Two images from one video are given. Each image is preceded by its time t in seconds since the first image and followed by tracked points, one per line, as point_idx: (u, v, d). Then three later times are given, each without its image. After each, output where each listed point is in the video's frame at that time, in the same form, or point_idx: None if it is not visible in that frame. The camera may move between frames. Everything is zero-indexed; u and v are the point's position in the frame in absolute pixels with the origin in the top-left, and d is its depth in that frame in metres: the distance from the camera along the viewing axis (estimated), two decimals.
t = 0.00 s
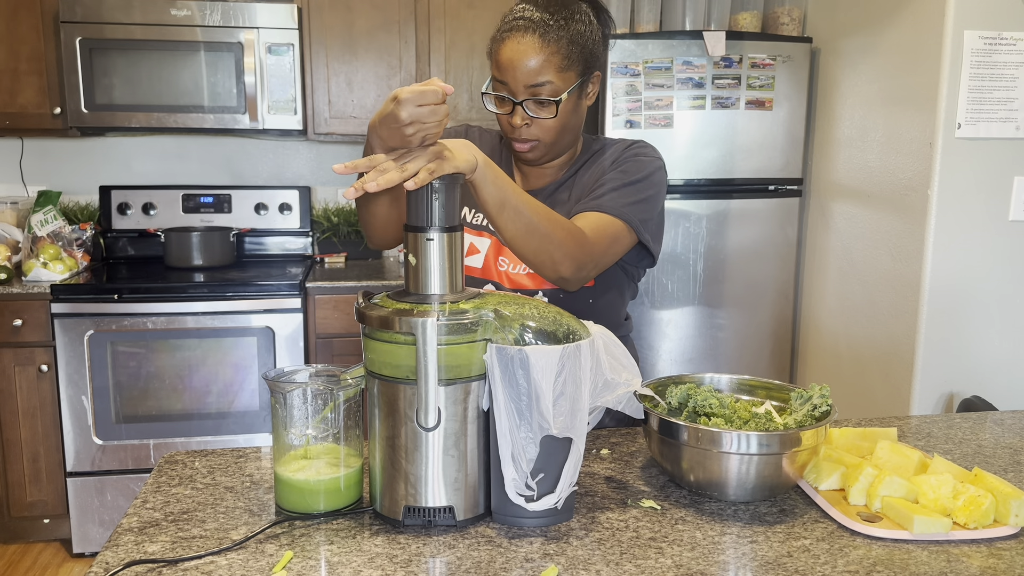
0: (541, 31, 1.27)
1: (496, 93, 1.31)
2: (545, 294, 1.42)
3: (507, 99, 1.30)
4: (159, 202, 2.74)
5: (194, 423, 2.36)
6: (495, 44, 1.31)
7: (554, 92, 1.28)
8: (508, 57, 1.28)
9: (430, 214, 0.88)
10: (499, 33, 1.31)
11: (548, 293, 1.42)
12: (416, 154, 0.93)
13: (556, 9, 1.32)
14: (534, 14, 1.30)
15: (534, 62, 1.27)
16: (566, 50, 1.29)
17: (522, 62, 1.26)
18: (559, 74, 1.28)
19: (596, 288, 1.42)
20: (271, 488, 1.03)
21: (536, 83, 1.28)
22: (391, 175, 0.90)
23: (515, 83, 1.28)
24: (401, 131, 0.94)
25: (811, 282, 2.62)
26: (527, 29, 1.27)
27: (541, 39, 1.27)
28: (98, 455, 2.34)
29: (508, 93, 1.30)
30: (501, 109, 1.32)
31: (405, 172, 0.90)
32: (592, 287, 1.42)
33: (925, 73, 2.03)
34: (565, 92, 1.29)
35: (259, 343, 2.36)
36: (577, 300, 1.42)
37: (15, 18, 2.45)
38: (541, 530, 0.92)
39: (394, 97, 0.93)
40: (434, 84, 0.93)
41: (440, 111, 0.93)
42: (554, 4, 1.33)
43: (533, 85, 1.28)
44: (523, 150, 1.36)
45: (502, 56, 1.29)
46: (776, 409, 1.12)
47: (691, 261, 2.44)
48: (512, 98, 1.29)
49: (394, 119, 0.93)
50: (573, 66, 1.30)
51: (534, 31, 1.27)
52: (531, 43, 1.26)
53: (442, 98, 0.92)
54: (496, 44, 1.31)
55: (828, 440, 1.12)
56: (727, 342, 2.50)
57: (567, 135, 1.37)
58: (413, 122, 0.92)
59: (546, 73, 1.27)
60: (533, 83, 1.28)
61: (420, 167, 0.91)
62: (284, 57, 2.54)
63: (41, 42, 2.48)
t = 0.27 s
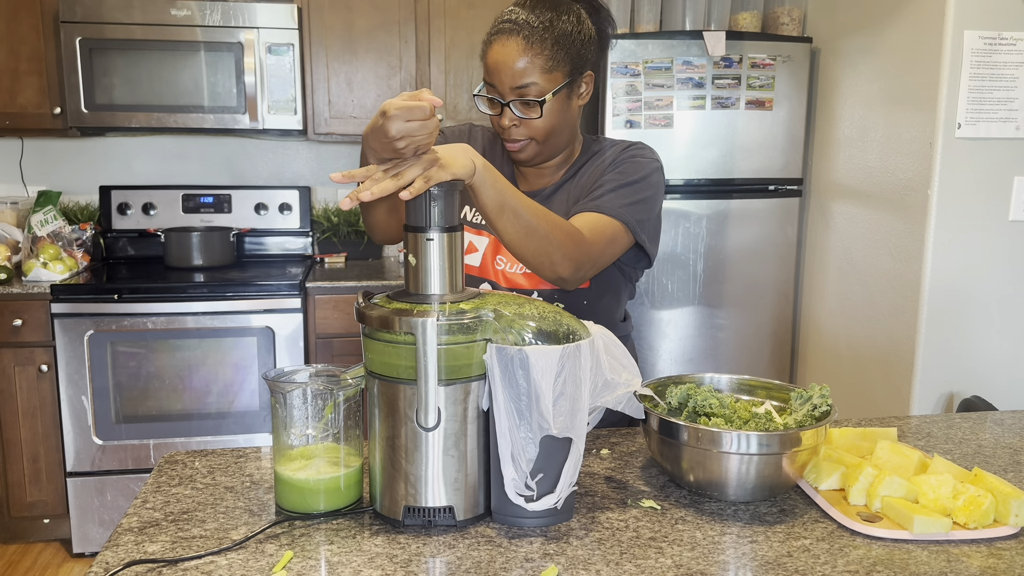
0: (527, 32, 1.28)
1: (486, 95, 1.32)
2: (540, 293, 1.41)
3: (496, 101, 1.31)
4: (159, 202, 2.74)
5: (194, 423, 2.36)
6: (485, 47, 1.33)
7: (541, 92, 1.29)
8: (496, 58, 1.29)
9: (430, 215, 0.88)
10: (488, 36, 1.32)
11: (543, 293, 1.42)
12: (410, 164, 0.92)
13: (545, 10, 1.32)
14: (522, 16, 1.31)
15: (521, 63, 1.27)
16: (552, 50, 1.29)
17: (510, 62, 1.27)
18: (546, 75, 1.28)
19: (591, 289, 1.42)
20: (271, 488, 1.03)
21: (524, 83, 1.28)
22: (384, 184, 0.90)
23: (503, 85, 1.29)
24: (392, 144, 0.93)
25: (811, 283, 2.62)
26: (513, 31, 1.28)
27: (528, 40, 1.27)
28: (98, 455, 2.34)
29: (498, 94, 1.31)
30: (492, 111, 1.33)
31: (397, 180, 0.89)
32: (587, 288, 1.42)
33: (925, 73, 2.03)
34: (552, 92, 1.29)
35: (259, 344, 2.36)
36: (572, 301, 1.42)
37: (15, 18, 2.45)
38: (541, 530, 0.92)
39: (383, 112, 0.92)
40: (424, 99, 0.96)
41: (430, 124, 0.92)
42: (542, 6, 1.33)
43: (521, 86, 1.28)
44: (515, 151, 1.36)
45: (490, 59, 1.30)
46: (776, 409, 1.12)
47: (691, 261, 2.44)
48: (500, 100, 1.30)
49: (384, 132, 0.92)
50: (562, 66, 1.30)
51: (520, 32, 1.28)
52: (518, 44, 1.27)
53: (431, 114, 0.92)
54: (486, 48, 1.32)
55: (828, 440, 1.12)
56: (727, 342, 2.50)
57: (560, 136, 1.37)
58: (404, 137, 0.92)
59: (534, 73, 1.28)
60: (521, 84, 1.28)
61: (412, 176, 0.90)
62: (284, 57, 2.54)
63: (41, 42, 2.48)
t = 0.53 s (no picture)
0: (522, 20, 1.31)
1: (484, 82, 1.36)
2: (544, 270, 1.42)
3: (493, 85, 1.34)
4: (159, 202, 2.74)
5: (194, 423, 2.36)
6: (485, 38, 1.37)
7: (536, 75, 1.31)
8: (493, 45, 1.33)
9: (430, 216, 0.88)
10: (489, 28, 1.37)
11: (547, 270, 1.42)
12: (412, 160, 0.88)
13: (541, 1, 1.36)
14: (518, 6, 1.35)
15: (516, 48, 1.30)
16: (546, 36, 1.32)
17: (505, 47, 1.31)
18: (541, 59, 1.31)
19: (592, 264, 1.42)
20: (271, 488, 1.03)
21: (519, 67, 1.31)
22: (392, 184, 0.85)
23: (499, 69, 1.32)
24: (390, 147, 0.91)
25: (811, 283, 2.62)
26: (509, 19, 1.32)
27: (523, 26, 1.31)
28: (98, 455, 2.34)
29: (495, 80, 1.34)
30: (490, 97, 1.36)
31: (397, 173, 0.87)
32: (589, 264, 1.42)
33: (925, 73, 2.03)
34: (547, 74, 1.32)
35: (259, 344, 2.36)
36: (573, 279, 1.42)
37: (15, 18, 2.45)
38: (541, 530, 0.92)
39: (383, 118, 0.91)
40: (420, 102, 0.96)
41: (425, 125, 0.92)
42: None
43: (516, 70, 1.31)
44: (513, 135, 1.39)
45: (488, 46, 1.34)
46: (776, 409, 1.12)
47: (691, 261, 2.44)
48: (497, 85, 1.33)
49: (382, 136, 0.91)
50: (556, 52, 1.33)
51: (516, 19, 1.32)
52: (513, 30, 1.31)
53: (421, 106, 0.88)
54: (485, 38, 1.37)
55: (828, 440, 1.12)
56: (726, 342, 2.50)
57: (555, 121, 1.38)
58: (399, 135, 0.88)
59: (528, 57, 1.31)
60: (516, 68, 1.31)
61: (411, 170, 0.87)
62: (284, 57, 2.54)
63: (41, 42, 2.48)
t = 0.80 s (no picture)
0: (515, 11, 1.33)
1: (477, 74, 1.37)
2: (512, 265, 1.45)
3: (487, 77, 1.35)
4: (159, 202, 2.75)
5: (194, 423, 2.36)
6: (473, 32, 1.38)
7: (530, 66, 1.34)
8: (485, 37, 1.34)
9: (431, 213, 0.88)
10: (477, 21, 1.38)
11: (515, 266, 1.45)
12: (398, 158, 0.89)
13: None
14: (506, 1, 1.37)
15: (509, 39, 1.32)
16: (538, 27, 1.34)
17: (498, 38, 1.32)
18: (534, 50, 1.34)
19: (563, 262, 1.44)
20: (271, 488, 1.03)
21: (513, 58, 1.33)
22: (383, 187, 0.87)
23: (493, 61, 1.33)
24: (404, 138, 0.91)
25: (811, 283, 2.62)
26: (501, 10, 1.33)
27: (516, 18, 1.33)
28: (98, 455, 2.34)
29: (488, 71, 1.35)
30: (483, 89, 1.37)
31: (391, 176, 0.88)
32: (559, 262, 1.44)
33: (925, 73, 2.03)
34: (541, 64, 1.34)
35: (259, 343, 2.36)
36: (543, 276, 1.44)
37: (15, 18, 2.45)
38: (541, 530, 0.92)
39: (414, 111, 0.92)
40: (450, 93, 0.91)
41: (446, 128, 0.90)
42: None
43: (511, 60, 1.33)
44: (506, 128, 1.40)
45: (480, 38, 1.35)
46: (776, 409, 1.12)
47: (691, 261, 2.44)
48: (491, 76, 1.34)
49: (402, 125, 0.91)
50: (547, 44, 1.36)
51: (508, 12, 1.34)
52: (506, 21, 1.33)
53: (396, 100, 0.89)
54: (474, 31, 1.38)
55: (828, 440, 1.12)
56: (727, 342, 2.50)
57: (547, 113, 1.41)
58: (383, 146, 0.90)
59: (522, 49, 1.33)
60: (510, 59, 1.33)
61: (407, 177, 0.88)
62: (284, 57, 2.54)
63: (41, 42, 2.48)
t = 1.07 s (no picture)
0: (503, 21, 1.27)
1: (460, 85, 1.30)
2: (516, 270, 1.41)
3: (473, 89, 1.28)
4: (159, 202, 2.74)
5: (194, 423, 2.36)
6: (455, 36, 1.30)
7: (519, 79, 1.28)
8: (471, 47, 1.27)
9: (429, 214, 0.87)
10: (458, 27, 1.30)
11: (519, 269, 1.41)
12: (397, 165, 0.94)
13: None
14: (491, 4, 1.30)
15: (497, 51, 1.26)
16: (527, 37, 1.28)
17: (486, 50, 1.25)
18: (522, 61, 1.28)
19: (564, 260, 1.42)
20: (271, 488, 1.03)
21: (502, 71, 1.27)
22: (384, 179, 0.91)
23: (481, 74, 1.27)
24: (409, 139, 0.92)
25: (811, 283, 2.62)
26: (487, 20, 1.26)
27: (504, 28, 1.26)
28: (98, 455, 2.34)
29: (473, 83, 1.29)
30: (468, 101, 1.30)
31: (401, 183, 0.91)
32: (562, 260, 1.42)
33: (925, 73, 2.03)
34: (530, 78, 1.29)
35: (259, 343, 2.36)
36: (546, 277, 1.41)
37: (15, 18, 2.45)
38: (541, 530, 0.92)
39: (418, 106, 0.92)
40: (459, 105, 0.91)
41: (455, 136, 0.91)
42: None
43: (499, 74, 1.27)
44: (492, 139, 1.36)
45: (463, 47, 1.28)
46: (776, 409, 1.12)
47: (691, 261, 2.44)
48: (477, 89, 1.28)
49: (409, 126, 0.91)
50: (535, 52, 1.30)
51: (496, 20, 1.27)
52: (494, 32, 1.26)
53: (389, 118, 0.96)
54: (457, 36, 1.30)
55: (828, 440, 1.12)
56: (727, 342, 2.50)
57: (534, 122, 1.37)
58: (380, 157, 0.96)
59: (511, 61, 1.27)
60: (499, 72, 1.27)
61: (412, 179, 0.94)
62: (284, 57, 2.54)
63: (41, 42, 2.48)
